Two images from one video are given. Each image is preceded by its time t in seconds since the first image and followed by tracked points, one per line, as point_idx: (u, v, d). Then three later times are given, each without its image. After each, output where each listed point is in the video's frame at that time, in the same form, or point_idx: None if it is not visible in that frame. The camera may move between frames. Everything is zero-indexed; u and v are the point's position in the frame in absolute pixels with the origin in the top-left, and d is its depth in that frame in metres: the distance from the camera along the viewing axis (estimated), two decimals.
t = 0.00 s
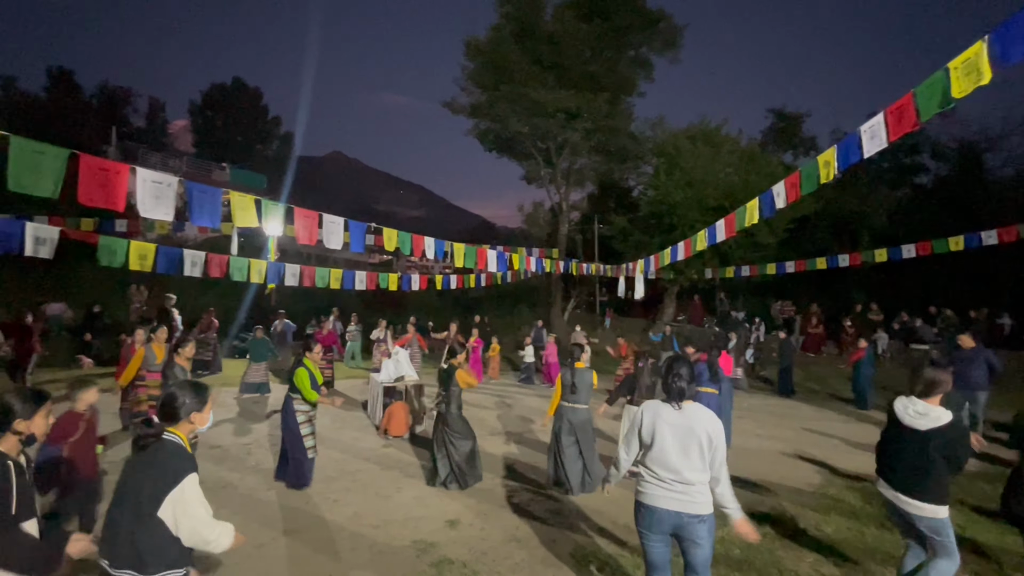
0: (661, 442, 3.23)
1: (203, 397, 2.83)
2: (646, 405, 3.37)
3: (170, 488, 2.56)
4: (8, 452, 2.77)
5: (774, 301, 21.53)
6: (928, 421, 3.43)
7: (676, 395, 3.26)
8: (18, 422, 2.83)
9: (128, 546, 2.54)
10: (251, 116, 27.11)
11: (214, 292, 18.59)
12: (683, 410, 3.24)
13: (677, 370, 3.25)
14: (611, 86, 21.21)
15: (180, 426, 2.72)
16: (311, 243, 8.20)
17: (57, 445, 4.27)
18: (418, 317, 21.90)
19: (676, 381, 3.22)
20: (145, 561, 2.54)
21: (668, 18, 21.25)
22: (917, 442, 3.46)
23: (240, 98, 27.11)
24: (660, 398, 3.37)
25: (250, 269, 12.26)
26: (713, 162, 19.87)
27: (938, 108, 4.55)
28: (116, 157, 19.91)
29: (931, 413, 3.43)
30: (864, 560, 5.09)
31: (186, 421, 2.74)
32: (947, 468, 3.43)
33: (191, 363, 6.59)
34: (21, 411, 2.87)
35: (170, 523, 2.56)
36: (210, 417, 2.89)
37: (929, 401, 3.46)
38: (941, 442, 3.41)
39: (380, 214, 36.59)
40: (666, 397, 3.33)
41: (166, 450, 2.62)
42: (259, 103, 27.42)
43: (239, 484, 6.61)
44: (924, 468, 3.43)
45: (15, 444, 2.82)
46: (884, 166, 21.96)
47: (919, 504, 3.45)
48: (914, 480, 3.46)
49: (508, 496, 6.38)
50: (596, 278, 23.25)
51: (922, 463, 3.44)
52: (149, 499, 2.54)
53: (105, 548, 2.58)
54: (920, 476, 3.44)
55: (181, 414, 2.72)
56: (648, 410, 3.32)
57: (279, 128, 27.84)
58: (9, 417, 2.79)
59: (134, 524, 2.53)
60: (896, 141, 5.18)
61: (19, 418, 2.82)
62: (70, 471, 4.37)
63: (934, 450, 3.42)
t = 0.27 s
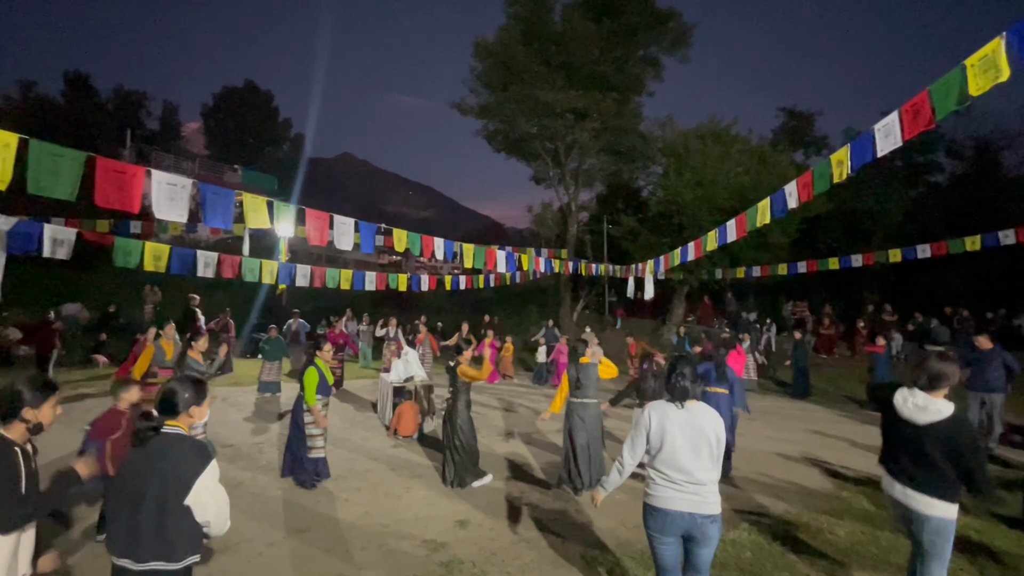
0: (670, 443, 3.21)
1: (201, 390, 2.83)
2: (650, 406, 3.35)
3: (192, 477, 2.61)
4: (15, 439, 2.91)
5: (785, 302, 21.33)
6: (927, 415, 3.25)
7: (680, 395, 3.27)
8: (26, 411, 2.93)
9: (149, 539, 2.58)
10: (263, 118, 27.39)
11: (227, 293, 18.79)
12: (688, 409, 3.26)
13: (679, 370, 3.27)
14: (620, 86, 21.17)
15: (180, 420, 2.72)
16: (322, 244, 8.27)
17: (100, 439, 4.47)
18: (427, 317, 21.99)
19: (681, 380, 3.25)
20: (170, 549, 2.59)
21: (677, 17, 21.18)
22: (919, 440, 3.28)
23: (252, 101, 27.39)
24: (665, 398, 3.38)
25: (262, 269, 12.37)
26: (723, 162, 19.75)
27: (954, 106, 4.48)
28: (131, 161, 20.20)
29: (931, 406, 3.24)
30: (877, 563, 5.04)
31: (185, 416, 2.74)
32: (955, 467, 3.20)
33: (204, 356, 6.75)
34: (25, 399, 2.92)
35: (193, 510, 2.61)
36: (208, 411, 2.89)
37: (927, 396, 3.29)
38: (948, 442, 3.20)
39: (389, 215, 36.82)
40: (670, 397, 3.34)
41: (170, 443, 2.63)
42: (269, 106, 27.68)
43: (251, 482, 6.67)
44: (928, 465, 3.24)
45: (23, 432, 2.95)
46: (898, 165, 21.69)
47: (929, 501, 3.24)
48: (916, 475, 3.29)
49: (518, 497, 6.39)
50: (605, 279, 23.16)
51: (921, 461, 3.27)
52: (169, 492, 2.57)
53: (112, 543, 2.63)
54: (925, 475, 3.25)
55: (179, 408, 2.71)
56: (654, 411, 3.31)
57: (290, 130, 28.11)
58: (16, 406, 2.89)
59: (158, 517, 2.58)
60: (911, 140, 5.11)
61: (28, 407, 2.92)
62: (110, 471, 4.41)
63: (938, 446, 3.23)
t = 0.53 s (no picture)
0: (681, 444, 3.19)
1: (211, 389, 2.85)
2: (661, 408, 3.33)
3: (199, 473, 2.64)
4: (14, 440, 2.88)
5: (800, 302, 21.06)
6: (931, 423, 3.16)
7: (691, 396, 3.24)
8: (24, 411, 2.89)
9: (159, 534, 2.62)
10: (277, 120, 27.73)
11: (242, 293, 19.05)
12: (699, 409, 3.22)
13: (690, 370, 3.24)
14: (632, 85, 21.09)
15: (192, 419, 2.75)
16: (336, 245, 8.33)
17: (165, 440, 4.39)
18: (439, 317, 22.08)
19: (690, 380, 3.22)
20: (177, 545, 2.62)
21: (689, 14, 21.06)
22: (924, 447, 3.18)
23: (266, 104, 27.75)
24: (675, 399, 3.35)
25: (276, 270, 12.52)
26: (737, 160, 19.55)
27: (976, 102, 4.38)
28: (149, 163, 20.56)
29: (935, 415, 3.15)
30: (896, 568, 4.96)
31: (196, 414, 2.77)
32: (958, 473, 3.12)
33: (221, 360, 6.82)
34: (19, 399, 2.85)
35: (197, 507, 2.63)
36: (221, 409, 2.90)
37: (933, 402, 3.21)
38: (953, 447, 3.10)
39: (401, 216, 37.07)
40: (681, 398, 3.31)
41: (183, 441, 2.67)
42: (283, 108, 28.01)
43: (265, 481, 6.74)
44: (935, 475, 3.15)
45: (22, 432, 2.93)
46: (917, 162, 21.30)
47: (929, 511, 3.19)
48: (918, 482, 3.22)
49: (530, 497, 6.38)
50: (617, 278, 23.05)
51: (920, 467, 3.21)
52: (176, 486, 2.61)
53: (126, 536, 2.68)
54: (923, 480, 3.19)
55: (192, 407, 2.74)
56: (665, 412, 3.30)
57: (303, 132, 28.44)
58: (15, 406, 2.87)
59: (167, 513, 2.61)
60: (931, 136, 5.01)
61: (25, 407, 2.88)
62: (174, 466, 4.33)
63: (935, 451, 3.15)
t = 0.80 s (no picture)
0: (689, 445, 3.17)
1: (228, 390, 2.87)
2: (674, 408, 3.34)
3: (201, 471, 2.64)
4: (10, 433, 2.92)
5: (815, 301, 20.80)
6: (932, 414, 3.12)
7: (703, 396, 3.19)
8: (20, 404, 2.93)
9: (168, 530, 2.66)
10: (289, 122, 27.99)
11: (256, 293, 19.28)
12: (710, 410, 3.16)
13: (704, 369, 3.17)
14: (643, 83, 20.99)
15: (208, 420, 2.79)
16: (348, 245, 8.39)
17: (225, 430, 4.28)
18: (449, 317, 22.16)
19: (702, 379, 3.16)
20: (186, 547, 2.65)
21: (701, 10, 20.89)
22: (929, 440, 3.15)
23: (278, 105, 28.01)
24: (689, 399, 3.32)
25: (290, 270, 12.65)
26: (749, 157, 19.34)
27: (998, 95, 4.28)
28: (165, 165, 20.90)
29: (937, 406, 3.10)
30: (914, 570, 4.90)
31: (212, 415, 2.81)
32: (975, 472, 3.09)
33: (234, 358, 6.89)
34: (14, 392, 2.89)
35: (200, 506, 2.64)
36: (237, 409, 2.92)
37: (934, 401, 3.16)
38: (955, 438, 3.07)
39: (412, 216, 37.25)
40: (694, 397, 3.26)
41: (196, 441, 2.72)
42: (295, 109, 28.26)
43: (279, 479, 6.82)
44: (952, 475, 3.11)
45: (18, 426, 2.97)
46: (935, 158, 20.91)
47: (931, 506, 3.15)
48: (928, 477, 3.19)
49: (541, 496, 6.38)
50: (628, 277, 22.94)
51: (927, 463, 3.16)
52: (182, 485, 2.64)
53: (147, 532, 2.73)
54: (929, 477, 3.15)
55: (209, 408, 2.78)
56: (677, 411, 3.29)
57: (315, 132, 28.69)
58: (11, 399, 2.89)
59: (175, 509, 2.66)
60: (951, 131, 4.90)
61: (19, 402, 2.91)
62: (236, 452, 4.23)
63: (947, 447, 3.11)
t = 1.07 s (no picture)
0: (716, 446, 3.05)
1: (262, 382, 2.94)
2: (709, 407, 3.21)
3: (222, 458, 2.70)
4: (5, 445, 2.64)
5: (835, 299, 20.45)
6: (939, 418, 3.12)
7: (733, 398, 2.98)
8: (19, 415, 2.68)
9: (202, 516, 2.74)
10: (304, 122, 28.30)
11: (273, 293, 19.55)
12: (737, 412, 2.97)
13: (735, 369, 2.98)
14: (657, 78, 20.82)
15: (245, 411, 2.84)
16: (364, 244, 8.47)
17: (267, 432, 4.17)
18: (463, 315, 22.25)
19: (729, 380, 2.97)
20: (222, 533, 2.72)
21: (716, 4, 20.64)
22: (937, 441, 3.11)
23: (294, 106, 28.34)
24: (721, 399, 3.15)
25: (307, 269, 12.80)
26: (766, 152, 19.06)
27: None
28: (184, 167, 21.30)
29: (942, 410, 3.13)
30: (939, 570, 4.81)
31: (249, 406, 2.85)
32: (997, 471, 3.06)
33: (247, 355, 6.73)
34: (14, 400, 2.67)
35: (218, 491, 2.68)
36: (272, 401, 2.99)
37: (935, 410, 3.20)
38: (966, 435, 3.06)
39: (426, 214, 37.49)
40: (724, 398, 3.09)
41: (229, 430, 2.79)
42: (310, 110, 28.57)
43: (298, 475, 6.91)
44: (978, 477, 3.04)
45: (16, 439, 2.68)
46: (959, 150, 20.36)
47: (945, 519, 3.07)
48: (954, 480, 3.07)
49: (557, 494, 6.38)
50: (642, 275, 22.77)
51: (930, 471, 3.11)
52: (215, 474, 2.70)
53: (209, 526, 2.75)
54: (931, 480, 3.10)
55: (246, 399, 2.84)
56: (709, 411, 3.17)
57: (330, 133, 29.00)
58: (11, 407, 2.66)
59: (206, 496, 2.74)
60: (976, 124, 4.77)
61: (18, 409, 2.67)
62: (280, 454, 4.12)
63: (947, 448, 3.08)
